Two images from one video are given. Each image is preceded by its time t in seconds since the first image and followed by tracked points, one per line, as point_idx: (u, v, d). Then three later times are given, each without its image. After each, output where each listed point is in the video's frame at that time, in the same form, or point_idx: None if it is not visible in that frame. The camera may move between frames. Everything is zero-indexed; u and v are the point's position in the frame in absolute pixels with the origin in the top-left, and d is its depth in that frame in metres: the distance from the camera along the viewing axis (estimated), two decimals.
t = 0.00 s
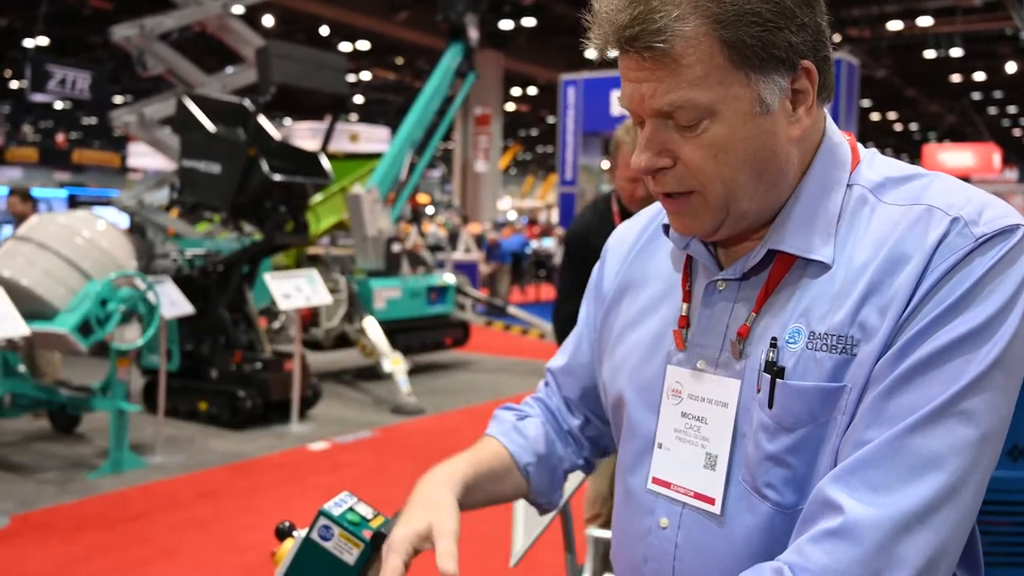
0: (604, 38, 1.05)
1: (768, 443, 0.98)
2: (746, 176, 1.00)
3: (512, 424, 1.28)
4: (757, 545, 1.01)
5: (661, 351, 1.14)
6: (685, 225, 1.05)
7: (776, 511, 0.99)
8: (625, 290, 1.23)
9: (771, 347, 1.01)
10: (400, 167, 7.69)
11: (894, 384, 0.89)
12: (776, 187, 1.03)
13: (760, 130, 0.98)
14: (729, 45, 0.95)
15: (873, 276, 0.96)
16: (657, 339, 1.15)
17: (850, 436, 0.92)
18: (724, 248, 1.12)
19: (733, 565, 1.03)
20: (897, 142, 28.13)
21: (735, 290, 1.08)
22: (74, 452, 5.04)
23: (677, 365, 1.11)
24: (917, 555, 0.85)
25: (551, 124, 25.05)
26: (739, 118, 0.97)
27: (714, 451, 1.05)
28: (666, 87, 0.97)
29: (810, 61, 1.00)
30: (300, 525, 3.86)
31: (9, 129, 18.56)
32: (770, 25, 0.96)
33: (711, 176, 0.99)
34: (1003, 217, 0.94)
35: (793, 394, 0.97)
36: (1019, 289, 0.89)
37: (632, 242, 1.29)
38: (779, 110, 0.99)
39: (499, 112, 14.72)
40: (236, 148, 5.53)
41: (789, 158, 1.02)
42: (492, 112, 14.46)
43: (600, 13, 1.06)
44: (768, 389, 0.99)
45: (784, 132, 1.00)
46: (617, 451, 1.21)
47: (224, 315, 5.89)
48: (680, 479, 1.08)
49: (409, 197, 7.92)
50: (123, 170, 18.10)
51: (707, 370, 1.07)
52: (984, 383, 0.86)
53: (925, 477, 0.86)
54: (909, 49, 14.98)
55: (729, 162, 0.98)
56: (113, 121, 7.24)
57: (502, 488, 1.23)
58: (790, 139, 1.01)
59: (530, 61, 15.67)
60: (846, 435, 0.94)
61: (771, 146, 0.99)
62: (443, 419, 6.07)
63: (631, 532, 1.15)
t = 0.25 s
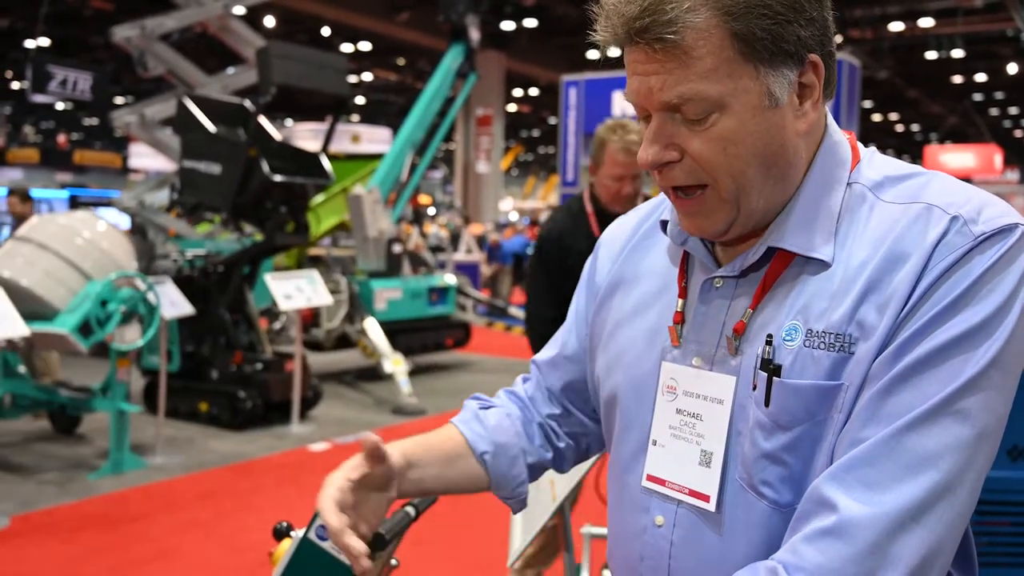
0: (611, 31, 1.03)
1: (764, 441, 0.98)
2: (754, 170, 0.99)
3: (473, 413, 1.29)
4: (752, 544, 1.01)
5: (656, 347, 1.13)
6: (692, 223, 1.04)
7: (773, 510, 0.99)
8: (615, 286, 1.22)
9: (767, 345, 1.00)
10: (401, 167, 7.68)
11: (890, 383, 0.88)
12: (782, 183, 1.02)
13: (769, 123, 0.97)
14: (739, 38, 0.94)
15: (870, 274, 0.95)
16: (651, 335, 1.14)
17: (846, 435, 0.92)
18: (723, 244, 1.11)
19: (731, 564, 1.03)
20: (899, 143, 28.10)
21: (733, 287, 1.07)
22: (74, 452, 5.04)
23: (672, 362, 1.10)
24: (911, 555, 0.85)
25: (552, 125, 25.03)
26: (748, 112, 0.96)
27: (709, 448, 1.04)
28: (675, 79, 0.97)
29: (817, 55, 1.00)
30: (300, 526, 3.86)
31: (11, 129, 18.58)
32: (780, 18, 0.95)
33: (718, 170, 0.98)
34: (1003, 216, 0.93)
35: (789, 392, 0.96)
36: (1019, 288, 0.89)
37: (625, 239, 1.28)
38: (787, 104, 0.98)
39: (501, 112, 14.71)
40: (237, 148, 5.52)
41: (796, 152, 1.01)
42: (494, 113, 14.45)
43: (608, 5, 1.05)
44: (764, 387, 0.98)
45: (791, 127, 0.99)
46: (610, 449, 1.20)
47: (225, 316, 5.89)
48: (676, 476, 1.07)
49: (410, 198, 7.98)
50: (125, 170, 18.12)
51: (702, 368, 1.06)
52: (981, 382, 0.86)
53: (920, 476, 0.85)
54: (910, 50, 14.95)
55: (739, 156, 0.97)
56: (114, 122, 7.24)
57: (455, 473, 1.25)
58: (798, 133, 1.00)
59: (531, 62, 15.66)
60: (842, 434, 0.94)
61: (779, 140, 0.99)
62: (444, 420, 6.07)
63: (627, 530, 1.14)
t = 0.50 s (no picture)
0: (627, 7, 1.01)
1: (757, 440, 0.97)
2: (775, 151, 0.98)
3: (440, 434, 1.27)
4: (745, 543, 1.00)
5: (648, 345, 1.12)
6: (705, 211, 1.01)
7: (766, 508, 0.98)
8: (606, 286, 1.21)
9: (759, 343, 1.00)
10: (401, 166, 7.67)
11: (882, 382, 0.88)
12: (796, 166, 1.02)
13: (790, 102, 0.97)
14: (767, 13, 0.93)
15: (861, 273, 0.95)
16: (645, 333, 1.13)
17: (836, 434, 0.92)
18: (716, 241, 1.11)
19: (727, 561, 1.02)
20: (898, 143, 28.09)
21: (726, 286, 1.07)
22: (72, 452, 5.04)
23: (665, 362, 1.09)
24: (901, 553, 0.85)
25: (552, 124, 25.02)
26: (772, 90, 0.95)
27: (704, 447, 1.04)
28: (704, 54, 0.94)
29: (823, 39, 1.01)
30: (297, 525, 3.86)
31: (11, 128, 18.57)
32: None
33: (744, 152, 0.97)
34: (993, 214, 0.93)
35: (782, 391, 0.96)
36: (1009, 286, 0.89)
37: (614, 240, 1.26)
38: (802, 85, 0.98)
39: (501, 111, 14.70)
40: (236, 147, 5.51)
41: (808, 135, 1.02)
42: (493, 113, 14.44)
43: None
44: (757, 385, 0.98)
45: (806, 109, 1.00)
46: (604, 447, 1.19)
47: (223, 315, 5.88)
48: (669, 477, 1.07)
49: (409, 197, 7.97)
50: (125, 169, 18.12)
51: (695, 367, 1.06)
52: (971, 381, 0.86)
53: (909, 473, 0.85)
54: (910, 50, 14.94)
55: (761, 136, 0.96)
56: (113, 121, 7.23)
57: (418, 497, 1.22)
58: (810, 113, 1.01)
59: (531, 61, 15.65)
60: (833, 432, 0.93)
61: (798, 119, 0.99)
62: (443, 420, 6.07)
63: (620, 529, 1.14)
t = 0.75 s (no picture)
0: None
1: (751, 439, 0.97)
2: (779, 146, 0.98)
3: (426, 463, 1.26)
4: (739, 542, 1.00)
5: (642, 346, 1.12)
6: (708, 207, 0.99)
7: (760, 508, 0.99)
8: (599, 288, 1.20)
9: (753, 342, 1.00)
10: (398, 166, 7.67)
11: (875, 380, 0.88)
12: (797, 163, 1.02)
13: (795, 97, 0.97)
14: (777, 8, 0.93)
15: (854, 272, 0.95)
16: (639, 334, 1.13)
17: (830, 432, 0.91)
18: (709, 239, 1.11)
19: (721, 561, 1.02)
20: (896, 144, 28.13)
21: (721, 285, 1.07)
22: (68, 452, 5.03)
23: (659, 362, 1.09)
24: (894, 551, 0.85)
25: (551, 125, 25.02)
26: (780, 85, 0.95)
27: (700, 448, 1.03)
28: (716, 47, 0.93)
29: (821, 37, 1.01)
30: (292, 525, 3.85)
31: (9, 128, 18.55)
32: None
33: (751, 148, 0.96)
34: (987, 212, 0.93)
35: (776, 389, 0.96)
36: (1002, 285, 0.89)
37: (607, 242, 1.26)
38: (805, 81, 0.99)
39: (499, 112, 14.70)
40: (233, 147, 5.52)
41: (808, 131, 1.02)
42: (491, 113, 14.44)
43: None
44: (751, 384, 0.98)
45: (808, 105, 1.00)
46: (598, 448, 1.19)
47: (220, 315, 5.85)
48: (665, 478, 1.06)
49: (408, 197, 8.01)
50: (122, 169, 18.10)
51: (690, 367, 1.06)
52: (964, 379, 0.86)
53: (902, 471, 0.85)
54: (907, 50, 14.96)
55: (767, 132, 0.96)
56: (110, 121, 7.23)
57: (408, 532, 1.21)
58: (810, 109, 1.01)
59: (529, 61, 15.65)
60: (825, 430, 0.93)
61: (802, 115, 0.99)
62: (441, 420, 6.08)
63: (614, 530, 1.14)
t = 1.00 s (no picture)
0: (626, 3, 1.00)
1: (742, 443, 0.98)
2: (769, 151, 0.99)
3: (422, 473, 1.27)
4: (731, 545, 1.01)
5: (633, 349, 1.13)
6: (701, 213, 1.00)
7: (751, 511, 0.99)
8: (591, 292, 1.21)
9: (745, 345, 1.00)
10: (392, 167, 7.66)
11: (867, 385, 0.89)
12: (788, 169, 1.02)
13: (786, 102, 0.98)
14: (767, 15, 0.94)
15: (845, 275, 0.96)
16: (630, 338, 1.14)
17: (822, 435, 0.92)
18: (697, 243, 1.12)
19: (711, 565, 1.03)
20: (889, 145, 28.22)
21: (712, 288, 1.07)
22: (60, 453, 5.02)
23: (651, 366, 1.10)
24: (885, 555, 0.86)
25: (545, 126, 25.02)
26: (770, 91, 0.96)
27: (692, 452, 1.04)
28: (707, 54, 0.94)
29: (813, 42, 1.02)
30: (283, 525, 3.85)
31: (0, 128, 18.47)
32: None
33: (740, 155, 0.97)
34: (978, 214, 0.94)
35: (768, 393, 0.96)
36: (993, 289, 0.90)
37: (597, 245, 1.27)
38: (797, 86, 0.99)
39: (493, 112, 14.71)
40: (225, 148, 5.51)
41: (799, 137, 1.03)
42: (485, 114, 14.44)
43: None
44: (742, 388, 0.99)
45: (799, 110, 1.01)
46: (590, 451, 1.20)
47: (213, 315, 5.87)
48: (657, 482, 1.07)
49: (401, 197, 7.98)
50: (115, 169, 18.05)
51: (681, 370, 1.07)
52: (955, 383, 0.87)
53: (894, 474, 0.86)
54: (900, 51, 15.01)
55: (758, 138, 0.97)
56: (103, 120, 7.21)
57: (405, 544, 1.22)
58: (801, 115, 1.02)
59: (524, 62, 15.66)
60: (817, 434, 0.94)
61: (793, 119, 1.00)
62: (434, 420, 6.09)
63: (604, 534, 1.14)
